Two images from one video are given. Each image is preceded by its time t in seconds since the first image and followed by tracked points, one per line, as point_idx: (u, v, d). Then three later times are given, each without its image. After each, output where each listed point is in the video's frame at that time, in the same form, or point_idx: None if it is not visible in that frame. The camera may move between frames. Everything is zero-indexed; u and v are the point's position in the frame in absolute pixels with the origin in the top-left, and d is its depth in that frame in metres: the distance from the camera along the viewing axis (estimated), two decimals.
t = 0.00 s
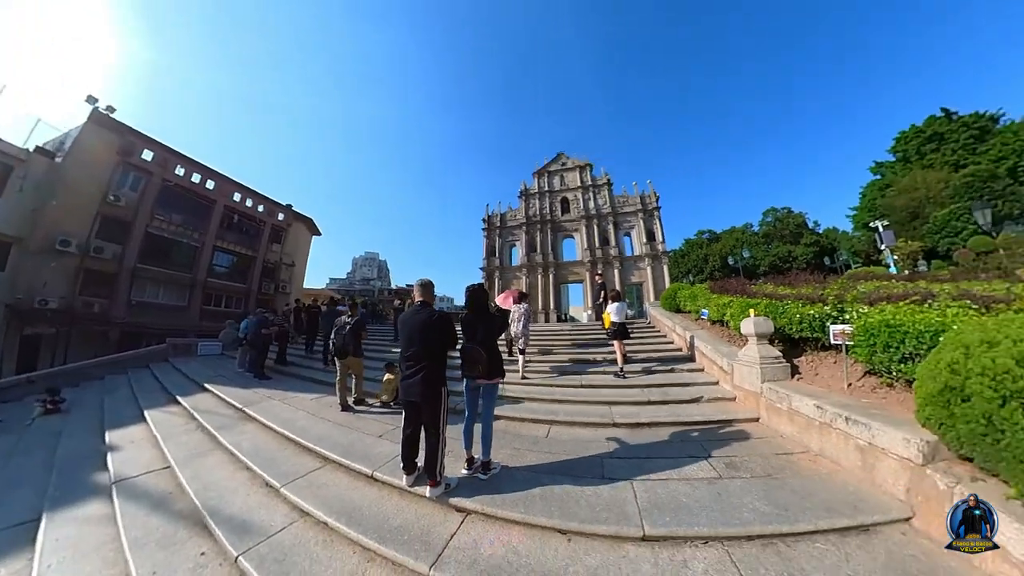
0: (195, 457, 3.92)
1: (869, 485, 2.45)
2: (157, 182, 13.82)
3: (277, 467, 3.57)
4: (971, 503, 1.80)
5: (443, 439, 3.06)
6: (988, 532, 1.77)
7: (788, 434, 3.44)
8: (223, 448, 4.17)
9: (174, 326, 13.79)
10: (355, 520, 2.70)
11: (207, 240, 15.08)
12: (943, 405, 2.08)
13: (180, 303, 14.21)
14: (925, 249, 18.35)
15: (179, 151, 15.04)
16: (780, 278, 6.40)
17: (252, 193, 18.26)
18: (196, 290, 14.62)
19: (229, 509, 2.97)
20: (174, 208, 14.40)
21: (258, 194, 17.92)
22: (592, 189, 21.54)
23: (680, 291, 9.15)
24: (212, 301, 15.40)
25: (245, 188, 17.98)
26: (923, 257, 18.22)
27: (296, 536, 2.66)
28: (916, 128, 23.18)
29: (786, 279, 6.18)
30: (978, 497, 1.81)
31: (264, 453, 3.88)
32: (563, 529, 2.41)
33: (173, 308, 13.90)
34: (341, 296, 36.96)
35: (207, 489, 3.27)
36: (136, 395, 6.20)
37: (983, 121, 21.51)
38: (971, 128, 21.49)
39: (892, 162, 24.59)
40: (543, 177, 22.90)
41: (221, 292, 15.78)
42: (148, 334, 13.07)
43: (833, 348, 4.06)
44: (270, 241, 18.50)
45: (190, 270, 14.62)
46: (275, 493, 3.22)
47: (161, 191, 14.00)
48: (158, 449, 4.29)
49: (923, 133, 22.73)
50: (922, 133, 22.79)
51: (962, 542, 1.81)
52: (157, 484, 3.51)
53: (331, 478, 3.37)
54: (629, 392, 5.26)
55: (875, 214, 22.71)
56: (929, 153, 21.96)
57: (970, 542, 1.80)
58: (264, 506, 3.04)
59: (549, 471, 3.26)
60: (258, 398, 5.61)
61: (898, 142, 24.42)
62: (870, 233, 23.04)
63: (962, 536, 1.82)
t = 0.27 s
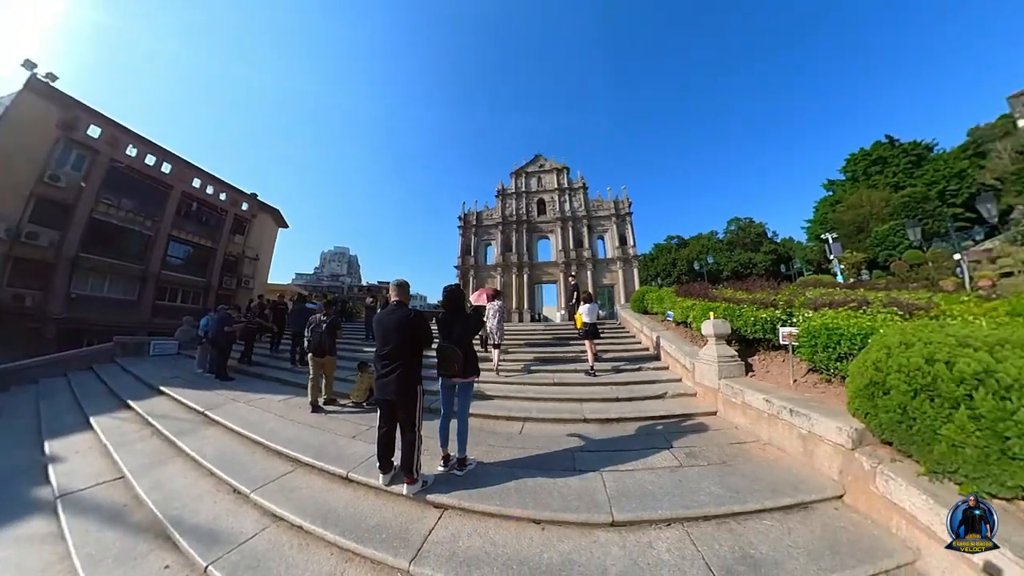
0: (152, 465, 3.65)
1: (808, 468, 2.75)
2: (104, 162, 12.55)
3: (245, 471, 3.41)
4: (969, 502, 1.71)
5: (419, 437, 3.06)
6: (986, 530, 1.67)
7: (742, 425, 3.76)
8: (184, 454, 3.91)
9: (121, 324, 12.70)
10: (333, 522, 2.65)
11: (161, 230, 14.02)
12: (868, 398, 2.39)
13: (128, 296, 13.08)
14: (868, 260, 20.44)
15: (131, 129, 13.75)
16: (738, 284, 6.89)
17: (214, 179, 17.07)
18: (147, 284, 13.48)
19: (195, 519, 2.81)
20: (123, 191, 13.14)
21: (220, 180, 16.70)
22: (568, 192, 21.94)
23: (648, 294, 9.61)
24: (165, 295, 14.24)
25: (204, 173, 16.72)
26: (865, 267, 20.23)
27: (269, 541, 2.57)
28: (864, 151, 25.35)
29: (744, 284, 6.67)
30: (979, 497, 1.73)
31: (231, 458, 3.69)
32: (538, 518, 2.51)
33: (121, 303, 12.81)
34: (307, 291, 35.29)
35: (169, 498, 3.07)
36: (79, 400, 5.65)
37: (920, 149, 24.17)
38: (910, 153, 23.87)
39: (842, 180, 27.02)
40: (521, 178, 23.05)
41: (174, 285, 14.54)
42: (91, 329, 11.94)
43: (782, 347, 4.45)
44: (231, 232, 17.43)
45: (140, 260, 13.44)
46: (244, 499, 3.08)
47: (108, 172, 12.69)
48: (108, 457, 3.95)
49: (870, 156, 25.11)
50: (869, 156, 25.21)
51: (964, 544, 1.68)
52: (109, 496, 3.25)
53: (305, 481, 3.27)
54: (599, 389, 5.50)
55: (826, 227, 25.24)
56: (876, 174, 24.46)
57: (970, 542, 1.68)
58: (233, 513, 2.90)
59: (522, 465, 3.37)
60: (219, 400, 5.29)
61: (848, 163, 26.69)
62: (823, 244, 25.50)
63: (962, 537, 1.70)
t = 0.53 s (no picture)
0: (88, 481, 3.26)
1: (765, 458, 2.98)
2: (36, 133, 11.22)
3: (200, 484, 3.13)
4: (974, 503, 1.66)
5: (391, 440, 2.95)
6: (989, 532, 1.66)
7: (705, 420, 4.00)
8: (124, 466, 3.52)
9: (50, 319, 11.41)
10: (298, 535, 2.50)
11: (105, 212, 12.95)
12: (817, 394, 2.62)
13: (57, 287, 11.70)
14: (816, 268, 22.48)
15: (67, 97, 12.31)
16: (702, 288, 7.30)
17: (165, 160, 15.79)
18: (84, 275, 12.32)
19: (138, 539, 2.54)
20: (59, 167, 11.82)
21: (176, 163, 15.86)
22: (543, 193, 22.17)
23: (618, 296, 9.93)
24: (105, 287, 13.08)
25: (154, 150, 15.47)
26: (814, 274, 22.18)
27: (228, 559, 2.38)
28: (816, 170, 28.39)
29: (707, 288, 7.08)
30: (977, 497, 1.69)
31: (182, 469, 3.37)
32: (514, 518, 2.52)
33: (50, 295, 11.49)
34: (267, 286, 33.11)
35: (110, 517, 2.75)
36: None
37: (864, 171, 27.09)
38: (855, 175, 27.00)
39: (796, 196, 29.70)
40: (496, 177, 23.00)
41: (115, 277, 13.36)
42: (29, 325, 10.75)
43: (741, 347, 4.77)
44: (185, 218, 16.27)
45: (77, 247, 12.31)
46: (198, 515, 2.83)
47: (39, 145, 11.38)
48: (32, 473, 3.47)
49: (821, 175, 28.05)
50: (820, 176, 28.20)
51: (966, 544, 1.64)
52: (31, 517, 2.85)
53: (267, 491, 3.06)
54: (571, 388, 5.63)
55: (780, 237, 27.60)
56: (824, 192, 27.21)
57: (970, 542, 1.65)
58: (184, 530, 2.65)
59: (497, 466, 3.36)
60: (166, 404, 4.82)
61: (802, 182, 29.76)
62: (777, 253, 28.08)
63: (963, 537, 1.66)
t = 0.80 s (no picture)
0: None
1: (730, 453, 3.11)
2: None
3: (138, 502, 2.79)
4: (973, 503, 1.68)
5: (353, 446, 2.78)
6: (988, 531, 1.67)
7: (675, 418, 4.13)
8: (43, 481, 3.07)
9: None
10: (251, 554, 2.29)
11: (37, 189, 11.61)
12: (777, 392, 2.75)
13: None
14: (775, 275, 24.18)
15: None
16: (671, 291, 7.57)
17: (111, 137, 14.39)
18: (8, 261, 10.88)
19: (57, 568, 2.20)
20: None
21: (121, 139, 14.50)
22: (520, 193, 22.20)
23: (591, 297, 10.11)
24: (33, 277, 11.59)
25: (95, 122, 13.99)
26: (772, 280, 23.81)
27: None
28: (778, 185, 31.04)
29: (676, 291, 7.36)
30: (978, 498, 1.71)
31: (117, 485, 2.99)
32: (487, 525, 2.44)
33: None
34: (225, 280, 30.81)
35: (27, 545, 2.38)
36: None
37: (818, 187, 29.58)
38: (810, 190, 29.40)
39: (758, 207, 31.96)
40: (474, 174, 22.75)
41: (47, 266, 11.89)
42: None
43: (707, 347, 4.97)
44: (132, 202, 14.88)
45: None
46: (134, 537, 2.51)
47: None
48: None
49: (781, 188, 30.66)
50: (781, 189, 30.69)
51: (965, 544, 1.65)
52: None
53: (216, 506, 2.78)
54: (544, 388, 5.64)
55: (743, 244, 29.46)
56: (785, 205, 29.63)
57: (970, 542, 1.67)
58: (114, 555, 2.34)
59: (468, 470, 3.27)
60: (97, 410, 4.29)
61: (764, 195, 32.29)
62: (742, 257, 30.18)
63: (961, 537, 1.68)
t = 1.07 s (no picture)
0: None
1: (699, 451, 3.21)
2: None
3: (56, 526, 2.41)
4: (974, 503, 1.72)
5: (308, 455, 2.58)
6: (989, 532, 1.72)
7: (646, 418, 4.23)
8: None
9: None
10: None
11: None
12: (741, 391, 2.85)
13: None
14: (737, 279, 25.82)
15: None
16: (642, 292, 7.78)
17: (51, 109, 12.91)
18: None
19: None
20: None
21: (60, 110, 13.02)
22: (497, 192, 22.06)
23: (564, 297, 10.22)
24: None
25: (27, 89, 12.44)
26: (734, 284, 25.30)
27: None
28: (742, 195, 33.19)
29: (646, 293, 7.59)
30: (975, 496, 1.76)
31: (31, 507, 2.58)
32: (454, 535, 2.35)
33: None
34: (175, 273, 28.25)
35: None
36: None
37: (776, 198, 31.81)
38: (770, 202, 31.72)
39: (723, 216, 34.05)
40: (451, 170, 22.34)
41: None
42: None
43: (676, 348, 5.14)
44: (69, 182, 13.39)
45: None
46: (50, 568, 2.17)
47: None
48: None
49: (746, 199, 32.74)
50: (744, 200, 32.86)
51: (966, 544, 1.70)
52: None
53: (150, 528, 2.47)
54: (516, 388, 5.63)
55: (708, 250, 31.20)
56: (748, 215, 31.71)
57: (970, 542, 1.71)
58: None
59: (434, 477, 3.16)
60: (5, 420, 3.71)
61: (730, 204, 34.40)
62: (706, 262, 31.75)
63: (962, 537, 1.73)
